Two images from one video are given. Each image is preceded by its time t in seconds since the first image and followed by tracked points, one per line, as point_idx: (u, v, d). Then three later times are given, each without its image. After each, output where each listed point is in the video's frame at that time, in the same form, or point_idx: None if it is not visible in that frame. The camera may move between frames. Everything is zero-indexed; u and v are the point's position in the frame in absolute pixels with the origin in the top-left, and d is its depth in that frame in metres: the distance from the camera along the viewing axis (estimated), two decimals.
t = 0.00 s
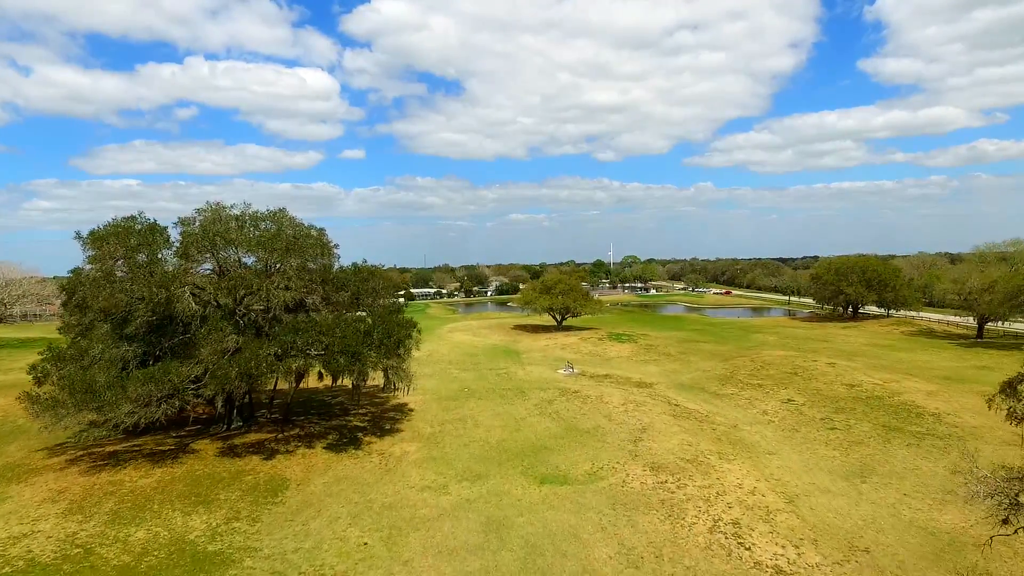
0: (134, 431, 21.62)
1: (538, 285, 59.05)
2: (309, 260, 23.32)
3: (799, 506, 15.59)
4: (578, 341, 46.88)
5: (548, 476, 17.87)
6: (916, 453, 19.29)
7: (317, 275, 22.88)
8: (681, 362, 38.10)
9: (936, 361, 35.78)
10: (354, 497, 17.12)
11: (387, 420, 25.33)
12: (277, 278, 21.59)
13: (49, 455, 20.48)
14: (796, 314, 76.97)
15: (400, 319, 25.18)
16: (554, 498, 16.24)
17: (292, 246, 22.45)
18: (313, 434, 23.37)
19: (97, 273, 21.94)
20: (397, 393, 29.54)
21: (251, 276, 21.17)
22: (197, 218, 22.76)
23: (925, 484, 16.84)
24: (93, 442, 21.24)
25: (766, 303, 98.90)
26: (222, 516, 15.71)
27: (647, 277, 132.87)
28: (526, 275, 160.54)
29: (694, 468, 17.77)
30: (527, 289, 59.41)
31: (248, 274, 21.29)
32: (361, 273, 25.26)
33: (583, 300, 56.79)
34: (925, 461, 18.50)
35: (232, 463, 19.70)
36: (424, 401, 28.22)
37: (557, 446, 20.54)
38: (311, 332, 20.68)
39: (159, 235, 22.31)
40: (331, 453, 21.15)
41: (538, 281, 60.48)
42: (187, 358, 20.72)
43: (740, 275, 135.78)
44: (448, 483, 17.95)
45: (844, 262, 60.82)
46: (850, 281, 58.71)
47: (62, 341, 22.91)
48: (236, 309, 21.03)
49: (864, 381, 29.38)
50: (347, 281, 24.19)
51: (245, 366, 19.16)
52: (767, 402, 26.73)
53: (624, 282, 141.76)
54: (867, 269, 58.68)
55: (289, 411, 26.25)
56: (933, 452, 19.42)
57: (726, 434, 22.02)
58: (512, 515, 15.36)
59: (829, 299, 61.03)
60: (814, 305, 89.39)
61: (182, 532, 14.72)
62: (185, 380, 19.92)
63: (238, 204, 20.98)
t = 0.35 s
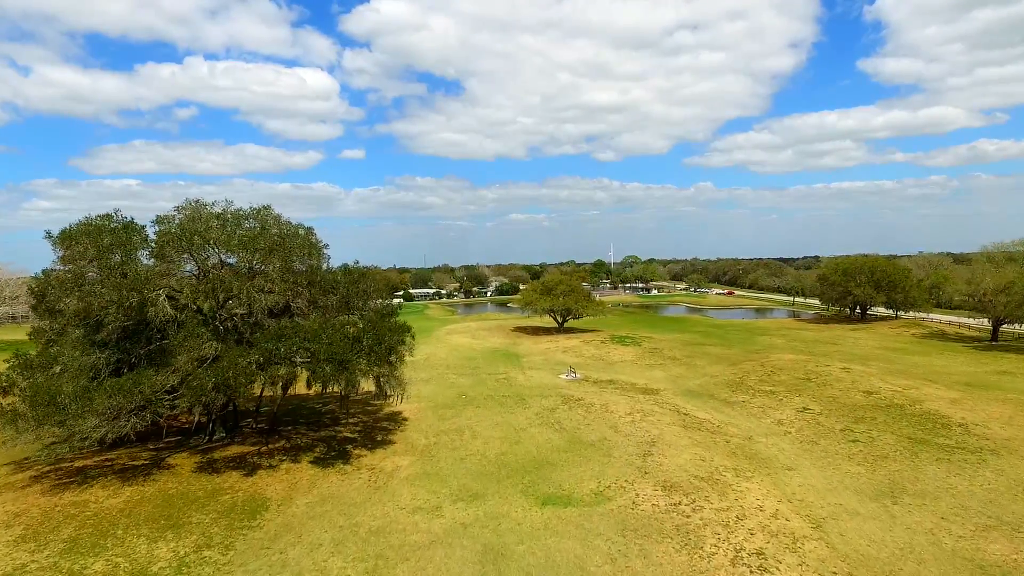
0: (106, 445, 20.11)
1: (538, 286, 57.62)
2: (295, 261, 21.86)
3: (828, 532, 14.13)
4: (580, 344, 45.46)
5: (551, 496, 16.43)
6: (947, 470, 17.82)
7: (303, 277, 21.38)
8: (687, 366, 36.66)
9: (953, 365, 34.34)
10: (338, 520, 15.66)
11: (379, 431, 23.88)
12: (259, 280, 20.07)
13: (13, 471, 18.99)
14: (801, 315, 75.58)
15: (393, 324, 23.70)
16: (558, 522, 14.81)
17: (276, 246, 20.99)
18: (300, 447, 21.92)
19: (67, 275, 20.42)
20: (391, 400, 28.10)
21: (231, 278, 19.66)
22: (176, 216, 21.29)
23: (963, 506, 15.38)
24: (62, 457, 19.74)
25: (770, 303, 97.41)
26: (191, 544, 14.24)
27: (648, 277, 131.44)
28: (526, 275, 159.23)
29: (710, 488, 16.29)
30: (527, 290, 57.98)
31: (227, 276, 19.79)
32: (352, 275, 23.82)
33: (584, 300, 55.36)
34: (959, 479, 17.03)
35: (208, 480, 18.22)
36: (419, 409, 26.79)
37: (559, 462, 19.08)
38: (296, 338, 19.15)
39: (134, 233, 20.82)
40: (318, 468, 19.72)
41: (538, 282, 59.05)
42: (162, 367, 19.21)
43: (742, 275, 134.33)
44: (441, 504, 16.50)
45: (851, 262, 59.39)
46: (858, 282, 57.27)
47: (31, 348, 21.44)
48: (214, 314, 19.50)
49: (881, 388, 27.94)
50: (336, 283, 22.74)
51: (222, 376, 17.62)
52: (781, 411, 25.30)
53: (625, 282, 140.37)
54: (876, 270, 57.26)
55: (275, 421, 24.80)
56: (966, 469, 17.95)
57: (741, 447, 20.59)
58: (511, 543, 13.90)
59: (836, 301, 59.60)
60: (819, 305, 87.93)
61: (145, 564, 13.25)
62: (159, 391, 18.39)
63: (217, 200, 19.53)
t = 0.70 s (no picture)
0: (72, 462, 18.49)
1: (538, 287, 56.15)
2: (278, 261, 20.30)
3: (865, 565, 12.61)
4: (582, 347, 43.97)
5: (553, 521, 14.93)
6: (988, 490, 16.26)
7: (286, 278, 19.81)
8: (694, 371, 35.16)
9: (973, 370, 32.83)
10: (319, 549, 14.13)
11: (370, 443, 22.35)
12: (237, 282, 18.48)
13: None
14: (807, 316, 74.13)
15: (384, 329, 22.17)
16: (562, 552, 13.29)
17: (257, 245, 19.45)
18: (283, 461, 20.40)
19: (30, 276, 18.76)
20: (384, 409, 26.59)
21: (206, 280, 18.07)
22: (149, 213, 19.76)
23: (1012, 534, 13.84)
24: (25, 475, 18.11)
25: (774, 304, 95.91)
26: None
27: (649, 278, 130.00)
28: (525, 276, 157.79)
29: (730, 514, 14.73)
30: (528, 291, 56.48)
31: (202, 277, 18.20)
32: (339, 279, 22.33)
33: (586, 302, 53.88)
34: (1004, 501, 15.47)
35: (180, 501, 16.65)
36: (413, 420, 25.30)
37: (563, 481, 17.58)
38: (276, 345, 17.52)
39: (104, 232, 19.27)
40: (301, 486, 18.20)
41: (539, 283, 57.57)
42: (131, 378, 17.60)
43: (745, 275, 132.88)
44: (433, 529, 14.98)
45: (860, 262, 57.91)
46: (867, 283, 55.78)
47: None
48: (187, 319, 17.87)
49: (902, 396, 26.44)
50: (323, 285, 21.22)
51: (192, 387, 15.99)
52: (797, 421, 23.80)
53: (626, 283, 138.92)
54: (885, 271, 55.80)
55: (259, 432, 23.25)
56: (1009, 488, 16.40)
57: (759, 462, 19.07)
58: None
59: (844, 302, 58.15)
60: (825, 306, 86.44)
61: None
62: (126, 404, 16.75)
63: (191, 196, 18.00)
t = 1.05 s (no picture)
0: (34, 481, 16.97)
1: (539, 287, 54.68)
2: (258, 262, 18.84)
3: None
4: (584, 350, 42.51)
5: (559, 550, 13.47)
6: None
7: (265, 280, 18.30)
8: (702, 376, 33.71)
9: (994, 375, 31.39)
10: None
11: (359, 456, 20.85)
12: (211, 284, 16.95)
13: None
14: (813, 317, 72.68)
15: (374, 334, 20.69)
16: None
17: (235, 245, 17.98)
18: (266, 476, 18.94)
19: None
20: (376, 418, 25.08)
21: (177, 282, 16.53)
22: (120, 210, 18.25)
23: None
24: None
25: (777, 305, 94.46)
26: None
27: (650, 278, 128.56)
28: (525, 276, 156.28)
29: (755, 543, 13.26)
30: (528, 292, 55.01)
31: (173, 278, 16.65)
32: (326, 282, 20.87)
33: (588, 303, 52.42)
34: None
35: (147, 525, 15.13)
36: (406, 430, 23.84)
37: (568, 501, 16.11)
38: (252, 354, 16.00)
39: (69, 229, 17.72)
40: (282, 506, 16.73)
41: (539, 284, 56.06)
42: (96, 389, 16.07)
43: (747, 275, 131.47)
44: (425, 558, 13.51)
45: (869, 262, 56.47)
46: (877, 284, 54.35)
47: None
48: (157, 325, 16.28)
49: (925, 404, 24.98)
50: (308, 288, 19.72)
51: (159, 400, 14.48)
52: (816, 432, 22.35)
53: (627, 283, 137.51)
54: (895, 271, 54.38)
55: (242, 444, 21.74)
56: None
57: (780, 480, 17.61)
58: None
59: (853, 303, 56.70)
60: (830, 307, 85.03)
61: None
62: (88, 419, 15.22)
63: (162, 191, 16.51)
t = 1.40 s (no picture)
0: None
1: (540, 288, 53.17)
2: (238, 263, 17.53)
3: None
4: (587, 353, 41.02)
5: None
6: None
7: (242, 282, 16.72)
8: (711, 381, 32.21)
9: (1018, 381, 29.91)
10: None
11: (348, 472, 19.35)
12: (180, 287, 15.35)
13: None
14: (820, 318, 71.17)
15: (363, 341, 19.19)
16: None
17: (209, 245, 16.58)
18: (244, 495, 17.44)
19: None
20: (367, 429, 23.57)
21: (142, 283, 14.95)
22: (85, 206, 16.73)
23: None
24: None
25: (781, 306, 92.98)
26: None
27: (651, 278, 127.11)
28: (525, 276, 154.89)
29: None
30: (528, 293, 53.49)
31: (137, 280, 15.08)
32: (310, 286, 19.52)
33: (590, 304, 50.94)
34: None
35: (106, 555, 13.56)
36: (399, 442, 22.34)
37: (574, 526, 14.59)
38: (225, 362, 14.30)
39: (29, 226, 16.20)
40: (259, 531, 15.21)
41: (540, 284, 54.53)
42: (53, 402, 14.49)
43: (749, 275, 130.02)
44: None
45: (879, 262, 54.98)
46: (887, 284, 52.87)
47: None
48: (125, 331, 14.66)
49: (951, 413, 23.48)
50: (290, 290, 18.28)
51: (117, 417, 12.73)
52: (838, 444, 20.85)
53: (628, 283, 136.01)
54: (906, 271, 52.88)
55: (221, 458, 20.21)
56: None
57: (806, 500, 16.09)
58: None
59: (861, 304, 55.22)
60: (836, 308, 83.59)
61: None
62: (42, 437, 13.61)
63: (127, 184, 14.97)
